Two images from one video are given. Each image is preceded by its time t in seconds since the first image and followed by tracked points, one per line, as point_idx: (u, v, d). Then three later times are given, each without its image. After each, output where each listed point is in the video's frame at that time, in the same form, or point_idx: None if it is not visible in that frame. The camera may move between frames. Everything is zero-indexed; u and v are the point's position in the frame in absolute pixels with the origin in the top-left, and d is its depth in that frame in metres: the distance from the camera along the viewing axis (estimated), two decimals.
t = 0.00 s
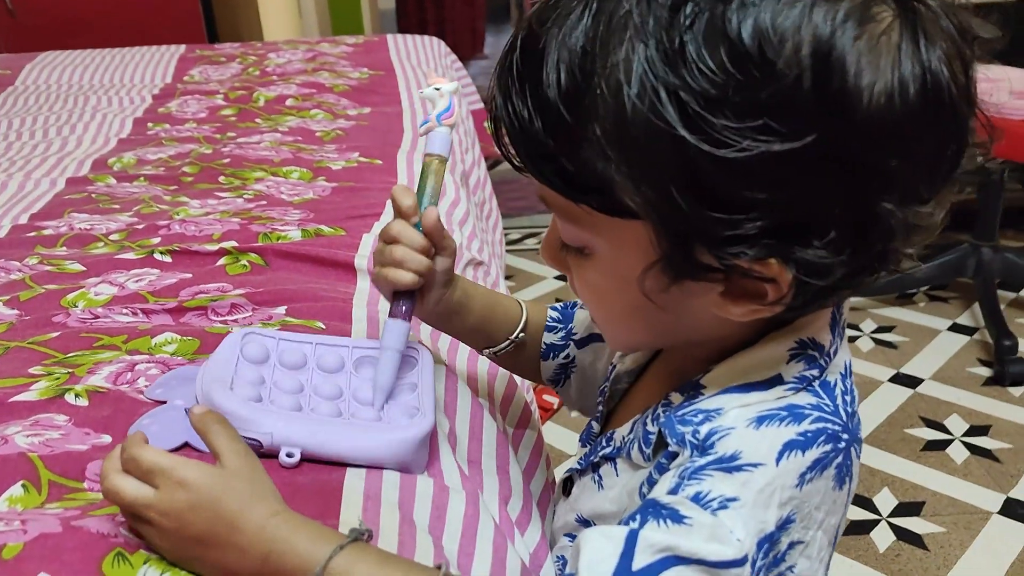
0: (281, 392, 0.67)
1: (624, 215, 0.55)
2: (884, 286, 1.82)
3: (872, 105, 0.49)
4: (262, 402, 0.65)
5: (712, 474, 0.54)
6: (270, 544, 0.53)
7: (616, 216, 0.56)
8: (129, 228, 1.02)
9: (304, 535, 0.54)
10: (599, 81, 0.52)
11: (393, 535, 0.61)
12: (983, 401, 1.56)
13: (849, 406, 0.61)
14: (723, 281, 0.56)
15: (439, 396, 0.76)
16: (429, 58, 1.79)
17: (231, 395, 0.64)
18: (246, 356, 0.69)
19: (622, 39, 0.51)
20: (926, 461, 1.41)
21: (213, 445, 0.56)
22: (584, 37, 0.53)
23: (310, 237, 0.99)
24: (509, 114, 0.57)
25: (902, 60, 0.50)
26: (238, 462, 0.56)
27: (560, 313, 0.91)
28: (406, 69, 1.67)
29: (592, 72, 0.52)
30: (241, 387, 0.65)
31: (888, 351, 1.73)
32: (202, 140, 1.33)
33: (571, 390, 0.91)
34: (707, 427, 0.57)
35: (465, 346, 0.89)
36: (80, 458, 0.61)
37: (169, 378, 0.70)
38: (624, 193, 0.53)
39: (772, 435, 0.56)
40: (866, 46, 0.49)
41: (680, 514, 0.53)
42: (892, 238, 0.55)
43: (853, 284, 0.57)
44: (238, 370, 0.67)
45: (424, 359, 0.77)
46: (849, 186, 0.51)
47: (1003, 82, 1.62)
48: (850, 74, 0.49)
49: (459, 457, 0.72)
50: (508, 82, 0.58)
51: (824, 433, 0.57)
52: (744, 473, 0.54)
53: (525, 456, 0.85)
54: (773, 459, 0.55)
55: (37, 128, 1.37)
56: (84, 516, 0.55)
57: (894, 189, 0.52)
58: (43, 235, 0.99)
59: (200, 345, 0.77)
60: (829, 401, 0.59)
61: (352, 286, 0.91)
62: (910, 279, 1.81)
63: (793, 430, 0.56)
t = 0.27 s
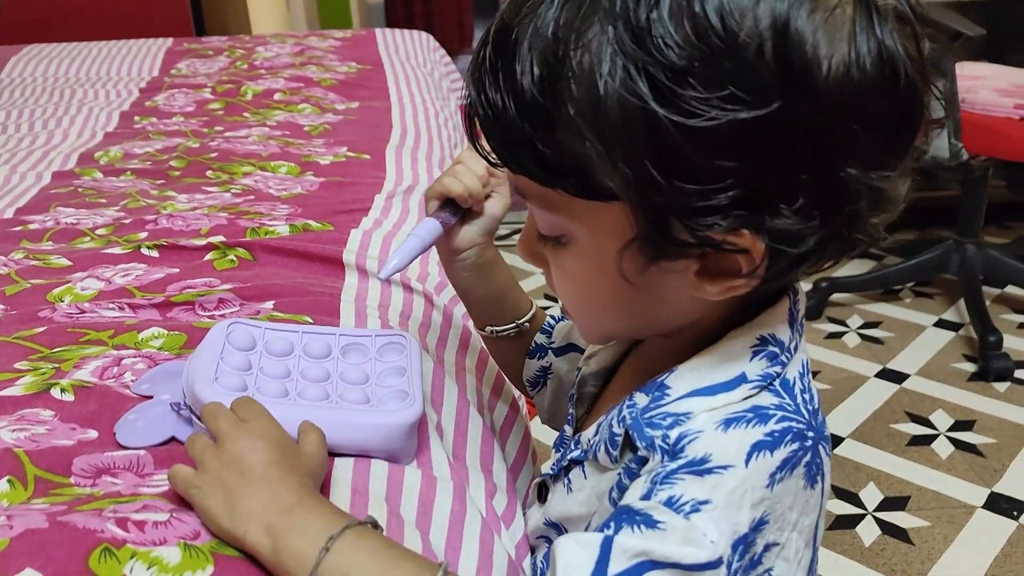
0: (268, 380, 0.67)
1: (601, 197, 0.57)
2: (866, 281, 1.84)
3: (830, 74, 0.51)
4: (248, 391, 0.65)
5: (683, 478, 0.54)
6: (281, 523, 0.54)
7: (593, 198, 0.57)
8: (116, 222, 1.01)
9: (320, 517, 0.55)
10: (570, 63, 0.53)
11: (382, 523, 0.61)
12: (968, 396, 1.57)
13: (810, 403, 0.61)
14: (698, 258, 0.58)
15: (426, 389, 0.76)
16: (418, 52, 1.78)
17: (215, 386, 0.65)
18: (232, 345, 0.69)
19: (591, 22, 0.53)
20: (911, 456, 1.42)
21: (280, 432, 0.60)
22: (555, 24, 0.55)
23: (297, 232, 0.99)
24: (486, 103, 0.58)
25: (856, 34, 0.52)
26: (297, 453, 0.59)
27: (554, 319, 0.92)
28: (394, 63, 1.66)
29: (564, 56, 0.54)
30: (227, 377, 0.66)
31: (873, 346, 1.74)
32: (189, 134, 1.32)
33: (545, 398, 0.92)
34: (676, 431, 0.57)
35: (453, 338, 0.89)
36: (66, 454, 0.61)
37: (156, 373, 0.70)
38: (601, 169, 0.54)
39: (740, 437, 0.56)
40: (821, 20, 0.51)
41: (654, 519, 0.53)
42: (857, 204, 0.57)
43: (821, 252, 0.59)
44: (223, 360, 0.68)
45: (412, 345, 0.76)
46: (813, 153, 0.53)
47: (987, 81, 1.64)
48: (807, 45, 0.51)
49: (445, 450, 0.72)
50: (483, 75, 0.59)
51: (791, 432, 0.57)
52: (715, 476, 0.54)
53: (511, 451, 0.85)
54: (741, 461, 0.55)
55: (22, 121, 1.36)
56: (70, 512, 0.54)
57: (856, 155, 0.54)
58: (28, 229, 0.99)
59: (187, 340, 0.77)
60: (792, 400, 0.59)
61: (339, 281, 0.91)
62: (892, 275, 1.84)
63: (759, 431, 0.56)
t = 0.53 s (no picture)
0: (260, 376, 0.67)
1: (592, 195, 0.57)
2: (858, 279, 1.84)
3: (816, 70, 0.52)
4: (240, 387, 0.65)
5: (676, 454, 0.55)
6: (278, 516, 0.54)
7: (582, 197, 0.57)
8: (107, 219, 1.01)
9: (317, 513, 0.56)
10: (558, 62, 0.53)
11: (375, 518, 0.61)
12: (959, 393, 1.58)
13: (803, 388, 0.61)
14: (688, 252, 0.58)
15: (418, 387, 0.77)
16: (411, 49, 1.78)
17: (207, 382, 0.65)
18: (224, 341, 0.69)
19: (577, 21, 0.53)
20: (903, 452, 1.43)
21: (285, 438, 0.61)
22: (540, 23, 0.54)
23: (290, 229, 0.99)
24: (471, 105, 0.58)
25: (840, 30, 0.53)
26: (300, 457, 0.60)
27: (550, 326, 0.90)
28: (387, 60, 1.66)
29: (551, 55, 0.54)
30: (219, 374, 0.66)
31: (866, 344, 1.74)
32: (181, 130, 1.32)
33: (543, 411, 0.89)
34: (668, 412, 0.57)
35: (444, 337, 0.90)
36: (57, 451, 0.61)
37: (148, 370, 0.70)
38: (590, 167, 0.54)
39: (732, 416, 0.56)
40: (806, 16, 0.52)
41: (648, 494, 0.53)
42: (844, 196, 0.58)
43: (810, 245, 0.60)
44: (215, 356, 0.67)
45: (405, 342, 0.76)
46: (801, 148, 0.53)
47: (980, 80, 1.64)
48: (793, 41, 0.51)
49: (437, 447, 0.72)
50: (467, 76, 0.59)
51: (783, 413, 0.58)
52: (708, 451, 0.54)
53: (504, 448, 0.85)
54: (734, 438, 0.55)
55: (13, 117, 1.36)
56: (61, 509, 0.54)
57: (842, 148, 0.55)
58: (19, 225, 0.98)
59: (179, 337, 0.77)
60: (783, 384, 0.60)
61: (332, 278, 0.91)
62: (884, 273, 1.85)
63: (751, 410, 0.57)
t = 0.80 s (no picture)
0: (256, 374, 0.67)
1: (583, 199, 0.57)
2: (855, 278, 1.84)
3: (808, 72, 0.52)
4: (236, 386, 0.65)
5: (669, 452, 0.55)
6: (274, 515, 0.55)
7: (573, 200, 0.57)
8: (103, 217, 1.01)
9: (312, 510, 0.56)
10: (550, 66, 0.53)
11: (370, 517, 0.61)
12: (955, 392, 1.58)
13: (794, 387, 0.61)
14: (679, 255, 0.58)
15: (415, 385, 0.77)
16: (407, 48, 1.78)
17: (203, 380, 0.65)
18: (219, 339, 0.69)
19: (569, 24, 0.53)
20: (899, 451, 1.43)
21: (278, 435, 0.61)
22: (531, 27, 0.54)
23: (286, 227, 0.99)
24: (462, 107, 0.58)
25: (831, 33, 0.53)
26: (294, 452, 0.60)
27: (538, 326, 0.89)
28: (384, 59, 1.66)
29: (543, 57, 0.54)
30: (214, 371, 0.66)
31: (862, 343, 1.74)
32: (177, 128, 1.32)
33: (533, 411, 0.89)
34: (660, 410, 0.58)
35: (441, 337, 0.90)
36: (53, 449, 0.61)
37: (144, 368, 0.70)
38: (582, 171, 0.54)
39: (723, 415, 0.56)
40: (798, 18, 0.52)
41: (641, 492, 0.53)
42: (834, 199, 0.58)
43: (801, 247, 0.60)
44: (211, 355, 0.67)
45: (402, 341, 0.76)
46: (793, 151, 0.54)
47: (977, 79, 1.65)
48: (785, 44, 0.51)
49: (434, 446, 0.72)
50: (458, 79, 0.59)
51: (775, 412, 0.58)
52: (700, 449, 0.55)
53: (500, 446, 0.85)
54: (726, 436, 0.55)
55: (9, 115, 1.36)
56: (57, 507, 0.53)
57: (834, 151, 0.55)
58: (15, 224, 0.98)
59: (175, 335, 0.77)
60: (775, 382, 0.60)
61: (328, 276, 0.91)
62: (880, 271, 1.85)
63: (743, 409, 0.57)
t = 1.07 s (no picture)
0: (253, 375, 0.66)
1: (566, 204, 0.56)
2: (858, 277, 1.83)
3: (792, 76, 0.51)
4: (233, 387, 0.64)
5: (664, 452, 0.54)
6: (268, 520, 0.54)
7: (556, 204, 0.57)
8: (99, 216, 1.00)
9: (307, 514, 0.55)
10: (529, 70, 0.53)
11: (369, 520, 0.61)
12: (958, 392, 1.57)
13: (789, 386, 0.61)
14: (663, 261, 0.58)
15: (414, 386, 0.76)
16: (406, 45, 1.77)
17: (199, 381, 0.64)
18: (216, 339, 0.68)
19: (549, 27, 0.52)
20: (902, 452, 1.42)
21: (272, 437, 0.60)
22: (511, 29, 0.53)
23: (284, 226, 0.98)
24: (442, 110, 0.57)
25: (817, 35, 0.52)
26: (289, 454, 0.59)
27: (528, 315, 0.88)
28: (382, 56, 1.65)
29: (522, 61, 0.53)
30: (211, 372, 0.65)
31: (864, 343, 1.73)
32: (174, 127, 1.31)
33: (521, 397, 0.88)
34: (654, 411, 0.57)
35: (441, 337, 0.89)
36: (48, 451, 0.60)
37: (139, 368, 0.69)
38: (563, 177, 0.54)
39: (718, 413, 0.56)
40: (780, 20, 0.51)
41: (637, 493, 0.52)
42: (821, 203, 0.57)
43: (789, 251, 0.59)
44: (207, 355, 0.66)
45: (401, 340, 0.75)
46: (777, 156, 0.52)
47: (980, 77, 1.63)
48: (768, 48, 0.50)
49: (434, 448, 0.71)
50: (438, 80, 0.58)
51: (769, 410, 0.57)
52: (695, 449, 0.54)
53: (500, 448, 0.85)
54: (721, 436, 0.55)
55: (4, 113, 1.35)
56: (52, 509, 0.52)
57: (820, 155, 0.54)
58: (9, 223, 0.97)
59: (171, 335, 0.76)
60: (769, 380, 0.60)
61: (326, 276, 0.90)
62: (883, 270, 1.84)
63: (737, 407, 0.56)
